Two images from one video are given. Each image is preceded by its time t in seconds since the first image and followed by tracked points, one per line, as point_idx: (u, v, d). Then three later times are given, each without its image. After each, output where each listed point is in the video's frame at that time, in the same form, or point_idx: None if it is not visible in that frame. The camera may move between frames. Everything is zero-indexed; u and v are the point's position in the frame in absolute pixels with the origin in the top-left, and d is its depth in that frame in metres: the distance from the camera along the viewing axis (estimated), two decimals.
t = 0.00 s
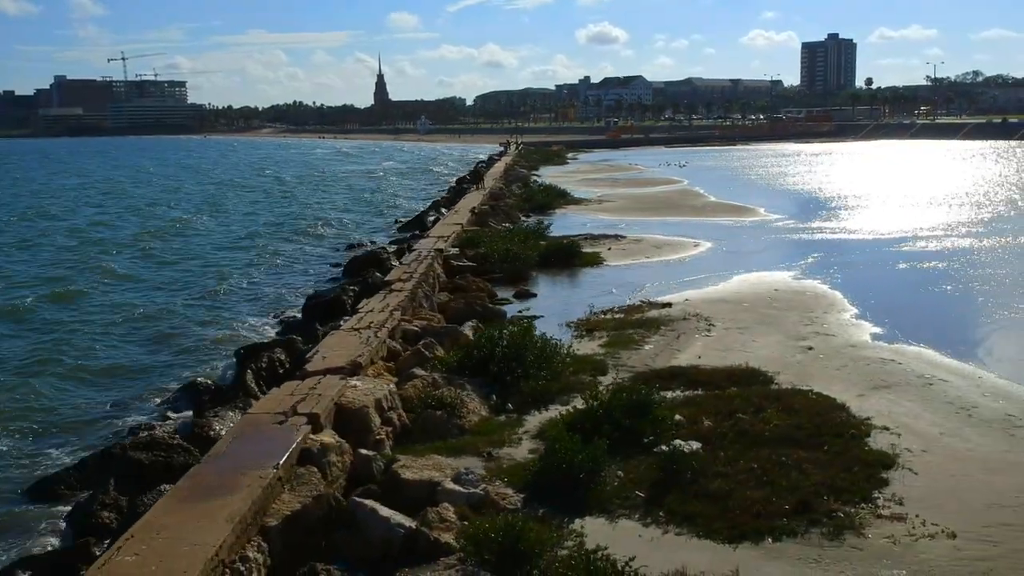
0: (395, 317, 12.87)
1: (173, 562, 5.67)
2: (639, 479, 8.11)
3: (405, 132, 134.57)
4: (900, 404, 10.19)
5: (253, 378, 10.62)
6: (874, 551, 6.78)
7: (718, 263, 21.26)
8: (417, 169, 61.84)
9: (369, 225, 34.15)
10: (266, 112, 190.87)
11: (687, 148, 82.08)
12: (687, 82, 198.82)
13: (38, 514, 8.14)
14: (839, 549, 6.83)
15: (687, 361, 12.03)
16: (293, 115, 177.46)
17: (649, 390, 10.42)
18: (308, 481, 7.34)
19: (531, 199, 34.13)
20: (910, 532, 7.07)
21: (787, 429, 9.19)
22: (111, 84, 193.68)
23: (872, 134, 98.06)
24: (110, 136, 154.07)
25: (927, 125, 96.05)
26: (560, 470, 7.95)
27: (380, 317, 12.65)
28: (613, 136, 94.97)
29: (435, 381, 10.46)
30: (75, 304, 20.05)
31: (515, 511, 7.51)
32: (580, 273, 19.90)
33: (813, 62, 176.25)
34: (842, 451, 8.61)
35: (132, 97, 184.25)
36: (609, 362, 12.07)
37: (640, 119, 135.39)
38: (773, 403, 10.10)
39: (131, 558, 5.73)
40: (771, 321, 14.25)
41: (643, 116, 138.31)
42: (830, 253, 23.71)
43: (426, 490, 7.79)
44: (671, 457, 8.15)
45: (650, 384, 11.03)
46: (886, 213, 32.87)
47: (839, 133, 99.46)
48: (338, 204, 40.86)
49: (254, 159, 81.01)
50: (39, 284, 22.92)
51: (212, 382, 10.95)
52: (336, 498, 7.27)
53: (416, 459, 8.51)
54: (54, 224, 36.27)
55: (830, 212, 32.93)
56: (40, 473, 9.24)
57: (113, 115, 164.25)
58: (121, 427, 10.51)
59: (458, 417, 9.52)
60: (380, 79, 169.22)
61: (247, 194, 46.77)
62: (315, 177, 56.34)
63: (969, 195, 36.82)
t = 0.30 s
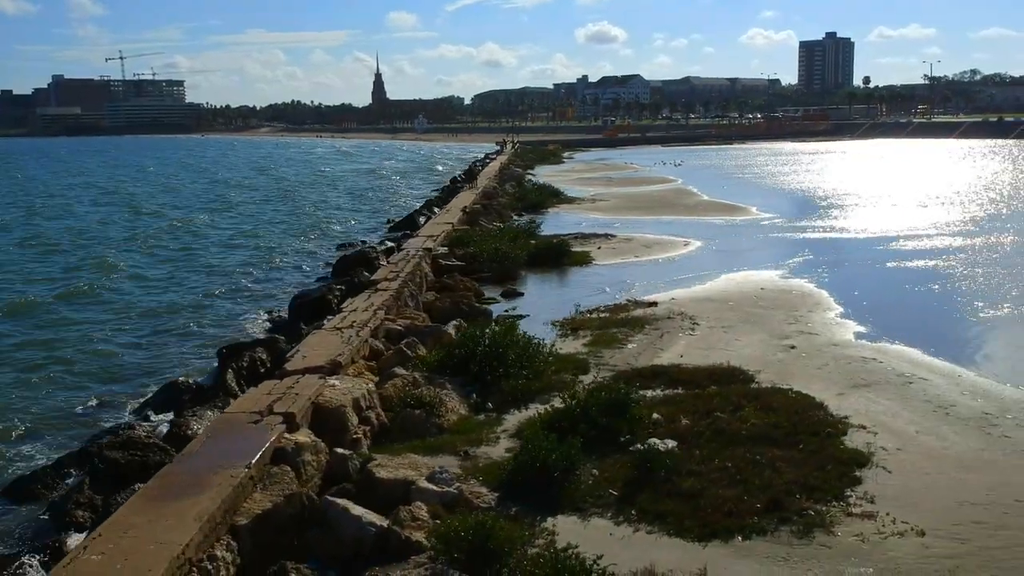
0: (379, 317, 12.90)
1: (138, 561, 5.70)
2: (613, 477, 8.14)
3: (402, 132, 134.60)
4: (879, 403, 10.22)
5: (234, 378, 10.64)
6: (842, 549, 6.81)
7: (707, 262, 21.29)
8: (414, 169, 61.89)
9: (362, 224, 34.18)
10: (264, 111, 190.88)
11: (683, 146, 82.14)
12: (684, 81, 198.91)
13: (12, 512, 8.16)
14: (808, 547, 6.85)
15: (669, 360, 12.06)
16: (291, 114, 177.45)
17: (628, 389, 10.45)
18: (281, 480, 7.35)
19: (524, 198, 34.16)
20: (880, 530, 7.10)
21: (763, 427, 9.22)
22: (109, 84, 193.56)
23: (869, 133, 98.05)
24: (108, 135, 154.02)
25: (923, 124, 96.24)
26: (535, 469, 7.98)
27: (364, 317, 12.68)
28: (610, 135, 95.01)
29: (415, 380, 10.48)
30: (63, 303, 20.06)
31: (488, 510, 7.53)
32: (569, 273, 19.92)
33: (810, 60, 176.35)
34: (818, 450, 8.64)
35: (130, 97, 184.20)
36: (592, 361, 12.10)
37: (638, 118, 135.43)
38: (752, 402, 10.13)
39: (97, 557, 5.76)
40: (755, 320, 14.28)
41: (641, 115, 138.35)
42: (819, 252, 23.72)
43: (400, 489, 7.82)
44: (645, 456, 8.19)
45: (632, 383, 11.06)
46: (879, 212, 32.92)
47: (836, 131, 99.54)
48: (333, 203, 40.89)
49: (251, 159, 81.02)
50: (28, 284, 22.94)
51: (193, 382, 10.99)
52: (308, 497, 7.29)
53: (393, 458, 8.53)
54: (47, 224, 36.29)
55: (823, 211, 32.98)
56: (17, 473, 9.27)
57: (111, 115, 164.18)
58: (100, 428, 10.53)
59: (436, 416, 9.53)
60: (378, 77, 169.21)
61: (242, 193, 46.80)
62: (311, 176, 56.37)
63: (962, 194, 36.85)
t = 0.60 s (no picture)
0: (365, 315, 12.91)
1: (110, 561, 5.72)
2: (594, 475, 8.15)
3: (399, 130, 134.65)
4: (862, 401, 10.23)
5: (218, 376, 10.66)
6: (818, 547, 6.82)
7: (698, 261, 21.31)
8: (411, 167, 61.95)
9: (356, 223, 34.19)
10: (263, 109, 190.91)
11: (680, 144, 82.18)
12: (683, 78, 198.94)
13: None
14: (785, 546, 6.86)
15: (654, 358, 12.08)
16: (290, 112, 177.46)
17: (613, 388, 10.47)
18: (259, 479, 7.35)
19: (518, 196, 34.17)
20: (856, 528, 7.11)
21: (745, 426, 9.22)
22: (107, 82, 193.62)
23: (866, 130, 98.14)
24: (106, 134, 154.11)
25: (921, 122, 96.39)
26: (514, 467, 7.99)
27: (350, 316, 12.68)
28: (608, 133, 95.09)
29: (400, 379, 10.49)
30: (53, 301, 20.06)
31: (466, 509, 7.55)
32: (560, 271, 19.94)
33: (809, 58, 176.44)
34: (798, 448, 8.65)
35: (128, 96, 184.21)
36: (578, 359, 12.12)
37: (636, 116, 135.49)
38: (735, 400, 10.15)
39: (69, 557, 5.79)
40: (742, 319, 14.29)
41: (639, 113, 138.44)
42: (811, 250, 23.72)
43: (380, 488, 7.82)
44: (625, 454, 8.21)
45: (617, 381, 11.08)
46: (872, 209, 32.97)
47: (834, 129, 99.67)
48: (328, 202, 40.92)
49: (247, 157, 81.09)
50: (20, 283, 22.94)
51: (178, 381, 11.01)
52: (286, 497, 7.30)
53: (374, 457, 8.54)
54: (42, 223, 36.31)
55: (817, 209, 33.03)
56: None
57: (109, 113, 164.16)
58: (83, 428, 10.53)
59: (419, 415, 9.54)
60: (376, 75, 169.27)
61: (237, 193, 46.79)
62: (307, 174, 56.39)
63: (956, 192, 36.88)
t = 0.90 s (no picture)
0: (354, 315, 12.85)
1: (84, 564, 5.69)
2: (578, 476, 8.10)
3: (398, 127, 134.48)
4: (851, 401, 10.19)
5: (204, 377, 10.61)
6: (802, 548, 6.78)
7: (692, 259, 21.24)
8: (407, 165, 61.87)
9: (352, 221, 34.11)
10: (261, 107, 190.89)
11: (678, 142, 82.05)
12: (681, 76, 198.80)
13: None
14: (769, 547, 6.82)
15: (644, 357, 12.02)
16: (288, 109, 177.24)
17: (601, 388, 10.41)
18: (240, 481, 7.31)
19: (513, 194, 34.08)
20: (841, 529, 7.07)
21: (733, 426, 9.17)
22: (105, 80, 193.38)
23: (864, 127, 98.10)
24: (104, 132, 154.05)
25: (918, 119, 96.39)
26: (499, 468, 7.94)
27: (339, 315, 12.62)
28: (605, 130, 95.03)
29: (387, 379, 10.43)
30: (46, 300, 20.01)
31: (450, 510, 7.49)
32: (553, 269, 19.87)
33: (807, 56, 176.42)
34: (786, 448, 8.59)
35: (126, 93, 183.97)
36: (567, 358, 12.06)
37: (634, 113, 135.46)
38: (723, 399, 10.10)
39: (43, 560, 5.76)
40: (734, 318, 14.24)
41: (637, 110, 138.44)
42: (806, 248, 23.63)
43: (363, 490, 7.78)
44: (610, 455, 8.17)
45: (606, 381, 11.02)
46: (867, 207, 32.91)
47: (831, 126, 99.68)
48: (323, 200, 40.84)
49: (244, 155, 81.01)
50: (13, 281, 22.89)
51: (164, 381, 10.96)
52: (268, 498, 7.25)
53: (358, 458, 8.48)
54: (37, 222, 36.24)
55: (812, 207, 32.99)
56: None
57: (107, 112, 164.02)
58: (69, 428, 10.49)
59: (406, 415, 9.48)
60: (374, 72, 169.11)
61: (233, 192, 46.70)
62: (304, 173, 56.29)
63: (953, 189, 36.79)
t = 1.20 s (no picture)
0: (344, 317, 12.68)
1: None
2: (567, 483, 7.94)
3: (396, 126, 134.29)
4: (846, 405, 10.03)
5: (190, 381, 10.44)
6: (795, 559, 6.62)
7: (688, 259, 21.09)
8: (404, 164, 61.76)
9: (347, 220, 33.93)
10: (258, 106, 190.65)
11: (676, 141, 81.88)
12: (679, 74, 198.67)
13: None
14: (761, 558, 6.66)
15: (637, 360, 11.86)
16: (285, 108, 176.98)
17: (592, 392, 10.25)
18: (221, 490, 7.15)
19: (510, 194, 33.92)
20: (835, 539, 6.91)
21: (726, 431, 9.00)
22: (103, 79, 193.04)
23: (862, 126, 98.04)
24: (101, 132, 153.77)
25: (916, 117, 96.32)
26: (486, 475, 7.78)
27: (328, 317, 12.45)
28: (603, 129, 94.89)
29: (375, 384, 10.26)
30: (36, 302, 19.84)
31: (436, 519, 7.32)
32: (547, 270, 19.70)
33: (805, 54, 176.32)
34: (779, 454, 8.43)
35: (123, 92, 183.63)
36: (559, 361, 11.90)
37: (632, 112, 135.34)
38: (716, 404, 9.94)
39: None
40: (729, 320, 14.07)
41: (635, 108, 138.36)
42: (803, 248, 23.46)
43: (348, 498, 7.62)
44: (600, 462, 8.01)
45: (598, 385, 10.87)
46: (865, 206, 32.78)
47: (829, 125, 99.61)
48: (319, 200, 40.70)
49: (241, 155, 80.89)
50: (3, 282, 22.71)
51: (149, 385, 10.80)
52: (248, 508, 7.09)
53: (344, 465, 8.31)
54: (30, 222, 36.05)
55: (810, 206, 32.85)
56: None
57: (104, 111, 163.71)
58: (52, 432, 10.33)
59: (393, 421, 9.32)
60: (371, 71, 168.96)
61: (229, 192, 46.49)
62: (300, 172, 56.08)
63: (951, 189, 36.65)
